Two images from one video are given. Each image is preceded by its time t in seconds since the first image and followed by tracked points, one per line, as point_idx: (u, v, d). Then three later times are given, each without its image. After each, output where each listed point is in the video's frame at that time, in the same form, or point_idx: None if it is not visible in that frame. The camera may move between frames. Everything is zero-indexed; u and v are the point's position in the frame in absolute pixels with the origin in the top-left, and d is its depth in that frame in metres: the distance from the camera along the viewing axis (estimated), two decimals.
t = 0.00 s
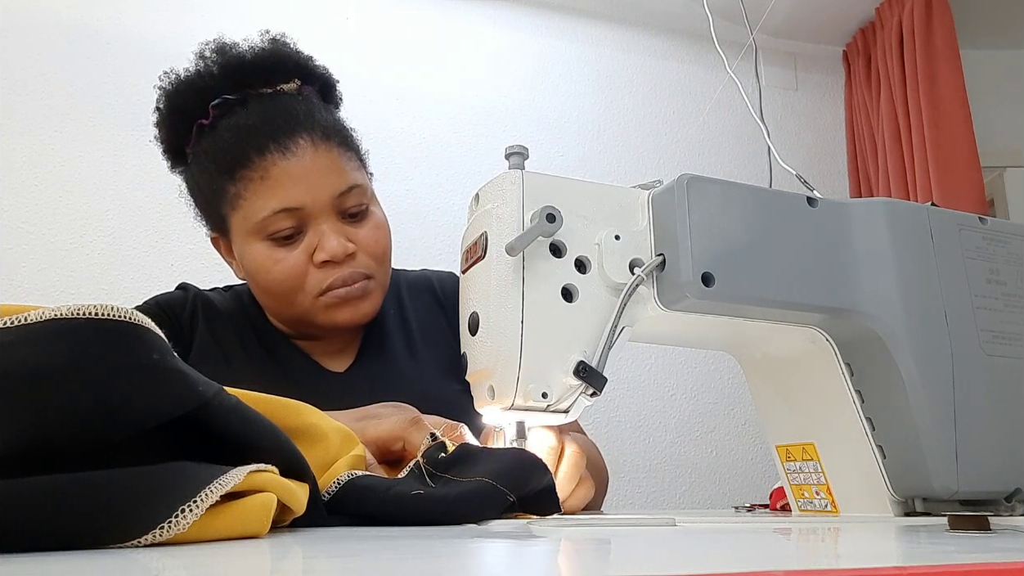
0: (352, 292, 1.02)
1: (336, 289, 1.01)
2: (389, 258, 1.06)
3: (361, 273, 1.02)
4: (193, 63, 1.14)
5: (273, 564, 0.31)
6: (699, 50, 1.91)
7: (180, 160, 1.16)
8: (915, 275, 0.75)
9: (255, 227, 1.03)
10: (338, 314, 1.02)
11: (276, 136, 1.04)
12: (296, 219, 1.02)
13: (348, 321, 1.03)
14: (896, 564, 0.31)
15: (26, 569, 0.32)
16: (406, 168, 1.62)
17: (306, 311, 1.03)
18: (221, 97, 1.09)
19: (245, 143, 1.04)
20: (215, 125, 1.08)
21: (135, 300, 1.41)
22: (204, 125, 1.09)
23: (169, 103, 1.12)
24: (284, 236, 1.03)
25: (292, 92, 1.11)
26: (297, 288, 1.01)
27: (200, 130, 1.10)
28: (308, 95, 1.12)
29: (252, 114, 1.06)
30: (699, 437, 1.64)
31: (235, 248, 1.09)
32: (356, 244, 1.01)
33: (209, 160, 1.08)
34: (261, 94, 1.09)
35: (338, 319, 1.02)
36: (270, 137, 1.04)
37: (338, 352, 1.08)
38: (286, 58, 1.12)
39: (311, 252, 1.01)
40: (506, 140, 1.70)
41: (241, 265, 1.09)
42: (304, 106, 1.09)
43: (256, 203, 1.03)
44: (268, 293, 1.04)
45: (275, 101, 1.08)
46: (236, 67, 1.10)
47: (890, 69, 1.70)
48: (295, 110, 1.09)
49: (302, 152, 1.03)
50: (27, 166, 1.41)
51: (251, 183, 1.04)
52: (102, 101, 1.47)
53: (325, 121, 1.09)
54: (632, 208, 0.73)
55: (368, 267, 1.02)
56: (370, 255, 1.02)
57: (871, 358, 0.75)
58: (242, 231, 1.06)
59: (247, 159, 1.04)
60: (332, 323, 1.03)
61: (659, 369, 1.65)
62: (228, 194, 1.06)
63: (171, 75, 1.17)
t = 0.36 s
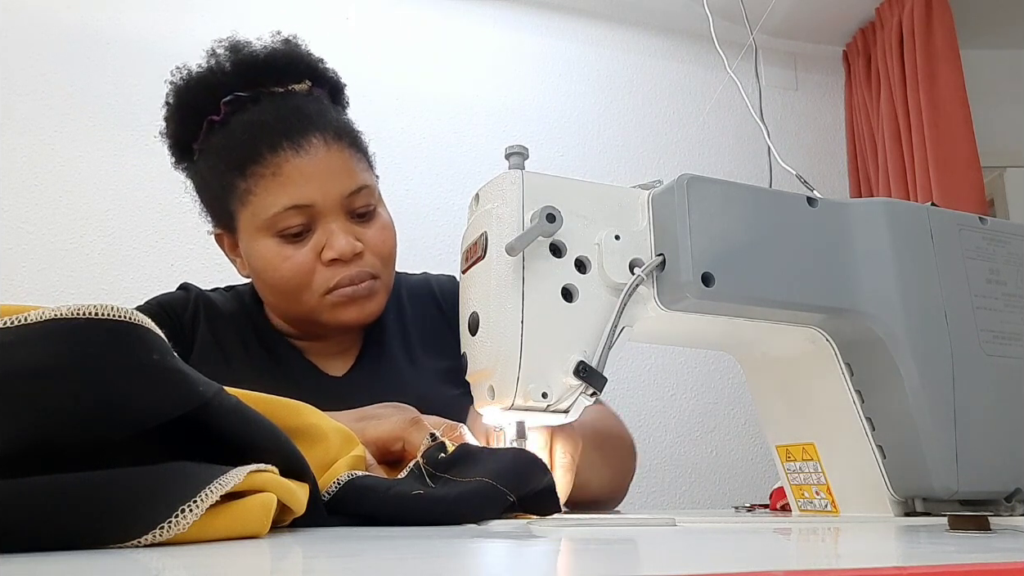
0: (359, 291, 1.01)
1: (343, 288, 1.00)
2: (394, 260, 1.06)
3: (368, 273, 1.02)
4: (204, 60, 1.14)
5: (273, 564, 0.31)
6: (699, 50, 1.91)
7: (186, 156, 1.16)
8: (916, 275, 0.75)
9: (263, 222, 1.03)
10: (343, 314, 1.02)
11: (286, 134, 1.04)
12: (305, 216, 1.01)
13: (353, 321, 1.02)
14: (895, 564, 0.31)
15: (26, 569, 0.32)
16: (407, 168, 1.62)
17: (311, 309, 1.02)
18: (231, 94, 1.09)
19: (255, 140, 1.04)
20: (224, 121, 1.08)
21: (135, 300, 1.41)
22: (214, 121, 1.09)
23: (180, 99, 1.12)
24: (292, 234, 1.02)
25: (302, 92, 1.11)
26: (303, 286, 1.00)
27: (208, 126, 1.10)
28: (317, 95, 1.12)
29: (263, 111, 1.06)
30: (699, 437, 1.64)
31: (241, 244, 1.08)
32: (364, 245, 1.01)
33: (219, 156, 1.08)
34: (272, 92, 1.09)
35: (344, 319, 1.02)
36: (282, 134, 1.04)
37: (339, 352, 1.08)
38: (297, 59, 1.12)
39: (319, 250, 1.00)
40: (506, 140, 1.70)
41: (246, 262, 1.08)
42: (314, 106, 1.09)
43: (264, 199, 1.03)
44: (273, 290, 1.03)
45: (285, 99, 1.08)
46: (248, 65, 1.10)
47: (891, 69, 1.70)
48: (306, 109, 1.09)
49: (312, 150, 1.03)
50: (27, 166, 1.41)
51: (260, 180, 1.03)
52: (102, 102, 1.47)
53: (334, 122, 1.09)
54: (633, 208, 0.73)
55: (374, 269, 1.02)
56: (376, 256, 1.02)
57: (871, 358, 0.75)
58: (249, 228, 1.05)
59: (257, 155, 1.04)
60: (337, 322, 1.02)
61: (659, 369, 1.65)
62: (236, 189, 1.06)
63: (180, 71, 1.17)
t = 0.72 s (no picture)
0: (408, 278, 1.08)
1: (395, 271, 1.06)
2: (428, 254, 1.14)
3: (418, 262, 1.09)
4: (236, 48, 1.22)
5: (273, 564, 0.31)
6: (699, 50, 1.91)
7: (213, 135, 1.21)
8: (915, 275, 0.75)
9: (323, 201, 1.09)
10: (391, 297, 1.06)
11: (345, 125, 1.14)
12: (368, 200, 1.08)
13: (398, 307, 1.07)
14: (896, 564, 0.31)
15: (26, 569, 0.32)
16: (407, 168, 1.62)
17: (359, 288, 1.06)
18: (278, 81, 1.19)
19: (316, 126, 1.14)
20: (270, 105, 1.17)
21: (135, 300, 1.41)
22: (256, 103, 1.17)
23: (224, 80, 1.18)
24: (350, 213, 1.08)
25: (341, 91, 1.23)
26: (359, 264, 1.05)
27: (252, 107, 1.17)
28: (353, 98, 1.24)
29: (316, 100, 1.17)
30: (698, 437, 1.64)
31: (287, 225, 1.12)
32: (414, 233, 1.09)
33: (267, 136, 1.15)
34: (316, 87, 1.20)
35: (390, 303, 1.06)
36: (341, 125, 1.14)
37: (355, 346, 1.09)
38: (332, 67, 1.26)
39: (376, 232, 1.06)
40: (506, 140, 1.70)
41: (289, 242, 1.12)
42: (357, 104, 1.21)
43: (327, 181, 1.10)
44: (325, 267, 1.07)
45: (332, 94, 1.19)
46: (297, 61, 1.22)
47: (890, 69, 1.70)
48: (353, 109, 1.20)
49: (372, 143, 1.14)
50: (27, 166, 1.41)
51: (320, 160, 1.11)
52: (102, 102, 1.47)
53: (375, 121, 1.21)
54: (632, 208, 0.73)
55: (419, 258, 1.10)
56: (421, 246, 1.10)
57: (872, 358, 0.75)
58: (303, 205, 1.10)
59: (318, 141, 1.12)
60: (383, 305, 1.06)
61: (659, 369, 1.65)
62: (290, 168, 1.13)
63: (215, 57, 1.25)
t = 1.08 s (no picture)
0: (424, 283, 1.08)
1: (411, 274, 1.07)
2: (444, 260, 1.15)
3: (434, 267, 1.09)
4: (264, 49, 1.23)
5: (273, 564, 0.31)
6: (699, 50, 1.91)
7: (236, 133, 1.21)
8: (916, 275, 0.75)
9: (345, 203, 1.10)
10: (407, 301, 1.07)
11: (369, 130, 1.15)
12: (389, 203, 1.09)
13: (412, 310, 1.08)
14: (896, 564, 0.31)
15: (26, 569, 0.32)
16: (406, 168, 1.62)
17: (376, 289, 1.07)
18: (304, 84, 1.20)
19: (341, 128, 1.14)
20: (295, 107, 1.18)
21: (135, 300, 1.41)
22: (284, 104, 1.18)
23: (251, 80, 1.18)
24: (371, 215, 1.09)
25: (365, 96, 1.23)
26: (378, 266, 1.06)
27: (279, 109, 1.18)
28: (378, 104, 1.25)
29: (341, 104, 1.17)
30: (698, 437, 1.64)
31: (307, 224, 1.13)
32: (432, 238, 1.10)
33: (292, 137, 1.16)
34: (341, 91, 1.21)
35: (405, 306, 1.07)
36: (366, 129, 1.15)
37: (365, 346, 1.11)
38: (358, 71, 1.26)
39: (396, 235, 1.07)
40: (506, 140, 1.70)
41: (308, 242, 1.13)
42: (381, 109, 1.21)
43: (349, 183, 1.11)
44: (343, 268, 1.08)
45: (357, 99, 1.20)
46: (323, 64, 1.22)
47: (891, 69, 1.70)
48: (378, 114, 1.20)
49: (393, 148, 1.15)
50: (27, 166, 1.41)
51: (343, 162, 1.12)
52: (102, 102, 1.47)
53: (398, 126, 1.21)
54: (632, 209, 0.73)
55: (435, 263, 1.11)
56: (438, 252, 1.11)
57: (872, 358, 0.75)
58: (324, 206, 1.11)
59: (342, 143, 1.13)
60: (397, 308, 1.07)
61: (659, 369, 1.65)
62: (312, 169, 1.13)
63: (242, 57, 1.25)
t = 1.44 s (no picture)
0: (394, 289, 1.09)
1: (380, 282, 1.08)
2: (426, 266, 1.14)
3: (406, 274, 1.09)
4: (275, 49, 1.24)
5: (273, 564, 0.31)
6: (700, 50, 1.91)
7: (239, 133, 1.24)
8: (916, 275, 0.75)
9: (318, 208, 1.11)
10: (374, 307, 1.08)
11: (350, 131, 1.15)
12: (358, 208, 1.10)
13: (381, 317, 1.08)
14: (895, 564, 0.31)
15: (25, 570, 0.32)
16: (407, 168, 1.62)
17: (344, 297, 1.08)
18: (302, 84, 1.19)
19: (322, 129, 1.14)
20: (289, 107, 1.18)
21: (135, 300, 1.41)
22: (279, 104, 1.18)
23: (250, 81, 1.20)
24: (343, 221, 1.10)
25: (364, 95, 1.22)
26: (344, 272, 1.08)
27: (273, 109, 1.19)
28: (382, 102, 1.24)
29: (332, 105, 1.17)
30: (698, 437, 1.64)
31: (285, 226, 1.15)
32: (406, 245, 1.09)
33: (280, 137, 1.17)
34: (338, 90, 1.20)
35: (373, 312, 1.08)
36: (347, 130, 1.15)
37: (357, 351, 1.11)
38: (363, 68, 1.24)
39: (364, 242, 1.08)
40: (506, 140, 1.70)
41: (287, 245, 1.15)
42: (377, 108, 1.20)
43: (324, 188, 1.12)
44: (311, 272, 1.09)
45: (352, 99, 1.19)
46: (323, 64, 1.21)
47: (891, 69, 1.71)
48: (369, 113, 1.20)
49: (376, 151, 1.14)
50: (27, 166, 1.41)
51: (322, 166, 1.12)
52: (103, 103, 1.47)
53: (392, 126, 1.20)
54: (632, 208, 0.73)
55: (409, 270, 1.10)
56: (414, 259, 1.11)
57: (872, 358, 0.75)
58: (302, 210, 1.13)
59: (319, 145, 1.13)
60: (364, 315, 1.08)
61: (659, 369, 1.65)
62: (292, 170, 1.15)
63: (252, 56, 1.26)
